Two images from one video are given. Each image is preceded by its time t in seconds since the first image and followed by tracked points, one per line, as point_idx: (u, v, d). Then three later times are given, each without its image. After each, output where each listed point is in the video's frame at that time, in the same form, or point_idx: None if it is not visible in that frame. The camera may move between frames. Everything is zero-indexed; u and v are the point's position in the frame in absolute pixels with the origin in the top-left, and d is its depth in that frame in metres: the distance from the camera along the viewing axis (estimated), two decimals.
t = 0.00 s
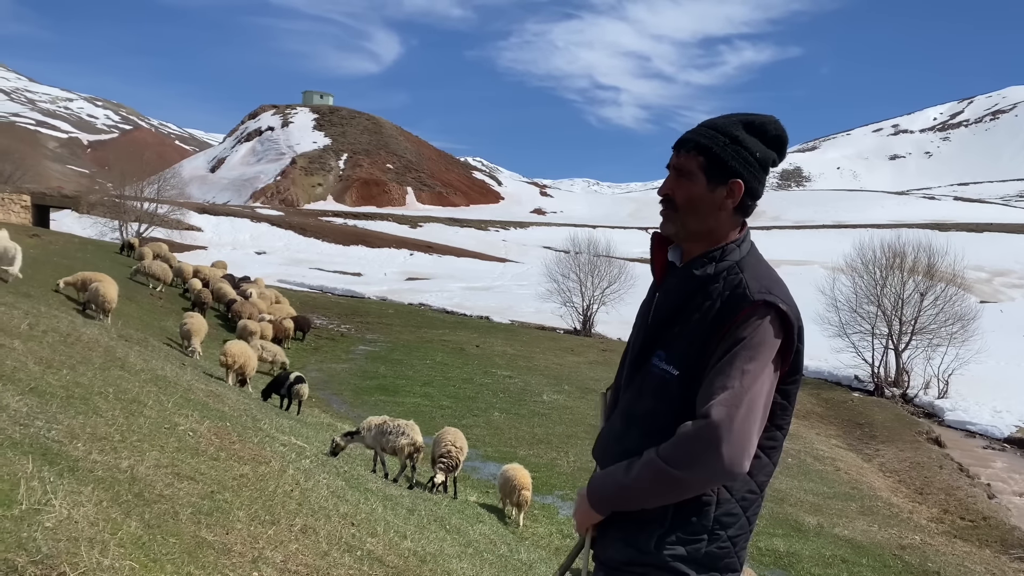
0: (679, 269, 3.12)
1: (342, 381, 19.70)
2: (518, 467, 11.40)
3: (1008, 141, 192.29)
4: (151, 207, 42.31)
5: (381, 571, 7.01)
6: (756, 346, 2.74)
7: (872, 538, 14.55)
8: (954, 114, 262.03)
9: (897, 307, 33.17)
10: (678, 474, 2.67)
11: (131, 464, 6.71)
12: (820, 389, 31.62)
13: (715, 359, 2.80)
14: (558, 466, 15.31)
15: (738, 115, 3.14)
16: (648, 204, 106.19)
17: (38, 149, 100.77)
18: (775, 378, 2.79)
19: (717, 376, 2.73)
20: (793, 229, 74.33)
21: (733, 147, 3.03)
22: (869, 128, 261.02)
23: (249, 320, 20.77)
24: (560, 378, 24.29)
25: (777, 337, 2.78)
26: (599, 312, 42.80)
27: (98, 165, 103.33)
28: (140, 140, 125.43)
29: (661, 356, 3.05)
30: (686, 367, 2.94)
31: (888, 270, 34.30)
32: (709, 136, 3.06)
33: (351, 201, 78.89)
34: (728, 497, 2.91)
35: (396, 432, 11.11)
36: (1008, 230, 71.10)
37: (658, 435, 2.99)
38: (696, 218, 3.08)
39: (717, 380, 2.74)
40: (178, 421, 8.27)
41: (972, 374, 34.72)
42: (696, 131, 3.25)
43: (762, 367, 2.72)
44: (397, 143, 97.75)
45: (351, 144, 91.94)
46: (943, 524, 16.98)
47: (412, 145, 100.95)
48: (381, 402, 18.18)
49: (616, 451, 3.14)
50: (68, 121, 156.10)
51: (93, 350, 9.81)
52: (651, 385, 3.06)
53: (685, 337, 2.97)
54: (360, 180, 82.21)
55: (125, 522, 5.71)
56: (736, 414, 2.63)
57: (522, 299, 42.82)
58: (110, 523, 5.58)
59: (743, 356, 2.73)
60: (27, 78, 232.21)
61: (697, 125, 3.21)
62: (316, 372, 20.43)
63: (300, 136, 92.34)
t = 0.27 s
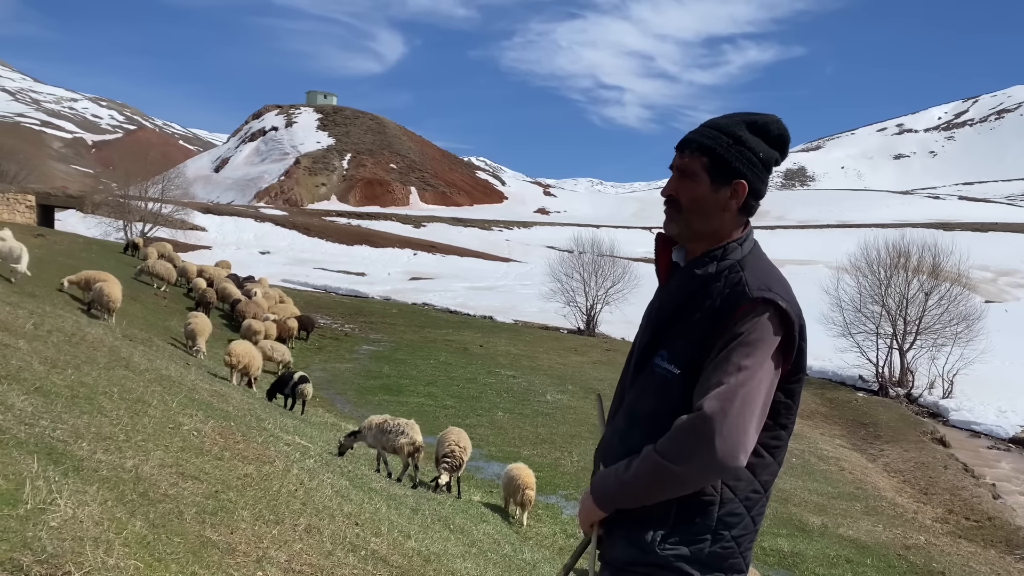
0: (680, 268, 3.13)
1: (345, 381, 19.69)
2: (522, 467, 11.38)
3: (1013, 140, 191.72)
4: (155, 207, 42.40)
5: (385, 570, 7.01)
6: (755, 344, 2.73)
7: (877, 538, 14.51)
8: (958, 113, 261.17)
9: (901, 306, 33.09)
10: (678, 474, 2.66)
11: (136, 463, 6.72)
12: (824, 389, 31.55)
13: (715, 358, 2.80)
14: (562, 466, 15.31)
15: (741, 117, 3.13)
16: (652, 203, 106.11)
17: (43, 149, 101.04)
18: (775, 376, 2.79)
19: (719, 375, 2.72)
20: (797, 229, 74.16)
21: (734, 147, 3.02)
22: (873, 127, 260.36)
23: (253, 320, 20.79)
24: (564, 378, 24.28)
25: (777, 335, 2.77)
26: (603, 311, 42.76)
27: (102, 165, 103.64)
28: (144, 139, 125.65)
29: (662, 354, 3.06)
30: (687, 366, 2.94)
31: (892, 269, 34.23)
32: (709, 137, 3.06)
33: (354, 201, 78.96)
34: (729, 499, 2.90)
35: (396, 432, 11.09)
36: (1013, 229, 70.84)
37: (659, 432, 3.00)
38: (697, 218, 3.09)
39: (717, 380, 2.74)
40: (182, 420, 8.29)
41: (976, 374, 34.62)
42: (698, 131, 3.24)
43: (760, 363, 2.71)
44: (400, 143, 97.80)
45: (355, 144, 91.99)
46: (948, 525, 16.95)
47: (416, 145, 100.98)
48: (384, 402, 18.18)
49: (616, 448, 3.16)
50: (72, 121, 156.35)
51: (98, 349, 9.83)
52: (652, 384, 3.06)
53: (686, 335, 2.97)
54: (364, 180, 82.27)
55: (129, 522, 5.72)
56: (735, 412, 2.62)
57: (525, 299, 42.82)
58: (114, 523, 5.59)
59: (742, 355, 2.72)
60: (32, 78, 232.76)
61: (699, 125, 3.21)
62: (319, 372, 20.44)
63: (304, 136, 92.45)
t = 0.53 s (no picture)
0: (682, 270, 3.12)
1: (348, 381, 19.70)
2: (525, 466, 11.39)
3: (1016, 140, 191.30)
4: (158, 207, 42.47)
5: (387, 570, 7.02)
6: (764, 345, 2.72)
7: (880, 539, 14.50)
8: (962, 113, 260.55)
9: (905, 306, 33.04)
10: (697, 479, 2.68)
11: (138, 463, 6.74)
12: (827, 389, 31.51)
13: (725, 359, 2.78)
14: (565, 465, 15.31)
15: (736, 119, 3.11)
16: (654, 203, 106.05)
17: (47, 150, 101.27)
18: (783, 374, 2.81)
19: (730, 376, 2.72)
20: (800, 228, 74.04)
21: (734, 152, 3.01)
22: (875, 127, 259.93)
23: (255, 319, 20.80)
24: (566, 378, 24.28)
25: (785, 333, 2.78)
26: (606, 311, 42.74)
27: (106, 165, 103.88)
28: (148, 139, 125.84)
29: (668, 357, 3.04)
30: (697, 367, 2.93)
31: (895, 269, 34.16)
32: (710, 142, 3.02)
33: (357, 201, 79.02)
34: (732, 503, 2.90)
35: (394, 431, 11.07)
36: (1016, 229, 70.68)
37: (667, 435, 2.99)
38: (700, 223, 3.07)
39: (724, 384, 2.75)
40: (185, 420, 8.31)
41: (980, 374, 34.55)
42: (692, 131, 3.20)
43: (770, 364, 2.72)
44: (403, 143, 97.86)
45: (357, 144, 92.04)
46: (951, 525, 16.92)
47: (419, 145, 101.05)
48: (387, 401, 18.20)
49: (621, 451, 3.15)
50: (76, 121, 156.58)
51: (101, 349, 9.85)
52: (659, 386, 3.04)
53: (691, 337, 2.96)
54: (367, 180, 82.31)
55: (132, 522, 5.74)
56: (750, 414, 2.65)
57: (527, 298, 42.81)
58: (117, 522, 5.61)
59: (751, 356, 2.72)
60: (36, 79, 233.30)
61: (694, 126, 3.16)
62: (322, 372, 20.45)
63: (306, 135, 92.52)
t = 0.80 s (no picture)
0: (688, 271, 3.11)
1: (348, 381, 19.69)
2: (525, 466, 11.38)
3: (1017, 140, 191.23)
4: (158, 206, 42.47)
5: (387, 570, 7.02)
6: (792, 338, 2.76)
7: (880, 539, 14.49)
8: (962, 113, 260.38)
9: (905, 306, 33.03)
10: (764, 471, 2.68)
11: (138, 463, 6.74)
12: (827, 389, 31.48)
13: (750, 357, 2.79)
14: (565, 465, 15.31)
15: (726, 119, 3.13)
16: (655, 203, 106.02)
17: (47, 150, 101.35)
18: (805, 362, 2.86)
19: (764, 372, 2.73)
20: (801, 228, 73.99)
21: (737, 157, 3.04)
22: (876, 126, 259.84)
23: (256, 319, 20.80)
24: (567, 378, 24.27)
25: (804, 326, 2.84)
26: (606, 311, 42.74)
27: (107, 165, 103.95)
28: (149, 139, 125.88)
29: (681, 358, 3.03)
30: (714, 366, 2.93)
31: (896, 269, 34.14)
32: (717, 149, 3.00)
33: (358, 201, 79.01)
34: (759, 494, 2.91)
35: (389, 429, 11.06)
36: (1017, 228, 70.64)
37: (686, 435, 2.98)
38: (705, 226, 3.04)
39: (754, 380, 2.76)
40: (185, 420, 8.31)
41: (980, 374, 34.52)
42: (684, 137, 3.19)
43: (797, 356, 2.78)
44: (403, 143, 97.88)
45: (358, 144, 92.06)
46: (951, 525, 16.91)
47: (419, 145, 101.08)
48: (387, 401, 18.20)
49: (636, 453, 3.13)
50: (76, 121, 156.59)
51: (101, 349, 9.86)
52: (675, 386, 3.02)
53: (707, 337, 2.95)
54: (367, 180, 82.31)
55: (132, 521, 5.74)
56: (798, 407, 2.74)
57: (528, 298, 42.80)
58: (116, 521, 5.61)
59: (780, 351, 2.75)
60: (36, 79, 233.44)
61: (688, 130, 3.13)
62: (322, 372, 20.45)
63: (307, 135, 92.55)
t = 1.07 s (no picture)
0: (703, 270, 3.11)
1: (345, 381, 19.66)
2: (522, 466, 11.38)
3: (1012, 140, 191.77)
4: (154, 206, 42.39)
5: (383, 570, 7.01)
6: (819, 335, 2.86)
7: (876, 538, 14.49)
8: (958, 113, 261.07)
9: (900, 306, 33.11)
10: (830, 465, 2.73)
11: (133, 463, 6.73)
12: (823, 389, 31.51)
13: (781, 357, 2.83)
14: (562, 465, 15.30)
15: (738, 118, 3.15)
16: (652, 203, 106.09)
17: (43, 149, 101.11)
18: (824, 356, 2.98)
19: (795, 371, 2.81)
20: (797, 228, 74.09)
21: (753, 154, 3.09)
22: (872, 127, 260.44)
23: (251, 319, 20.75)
24: (564, 378, 24.26)
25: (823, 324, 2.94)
26: (603, 311, 42.76)
27: (102, 165, 103.73)
28: (144, 139, 125.68)
29: (705, 356, 3.01)
30: (742, 364, 2.93)
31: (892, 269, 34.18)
32: (738, 145, 3.02)
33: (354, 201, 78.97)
34: (790, 496, 2.97)
35: (382, 426, 11.04)
36: (1012, 229, 70.83)
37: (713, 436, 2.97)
38: (723, 222, 3.05)
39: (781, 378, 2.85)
40: (181, 420, 8.30)
41: (975, 373, 34.61)
42: (697, 131, 3.19)
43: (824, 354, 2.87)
44: (400, 143, 97.85)
45: (354, 144, 91.97)
46: (946, 524, 16.94)
47: (415, 145, 101.04)
48: (383, 401, 18.17)
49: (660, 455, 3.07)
50: (72, 121, 156.21)
51: (97, 349, 9.83)
52: (697, 387, 2.99)
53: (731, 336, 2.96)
54: (364, 179, 82.23)
55: (127, 521, 5.73)
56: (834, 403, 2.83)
57: (524, 299, 42.78)
58: (111, 522, 5.59)
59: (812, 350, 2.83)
60: (32, 78, 232.88)
61: (702, 126, 3.14)
62: (319, 372, 20.44)
63: (304, 135, 92.44)
